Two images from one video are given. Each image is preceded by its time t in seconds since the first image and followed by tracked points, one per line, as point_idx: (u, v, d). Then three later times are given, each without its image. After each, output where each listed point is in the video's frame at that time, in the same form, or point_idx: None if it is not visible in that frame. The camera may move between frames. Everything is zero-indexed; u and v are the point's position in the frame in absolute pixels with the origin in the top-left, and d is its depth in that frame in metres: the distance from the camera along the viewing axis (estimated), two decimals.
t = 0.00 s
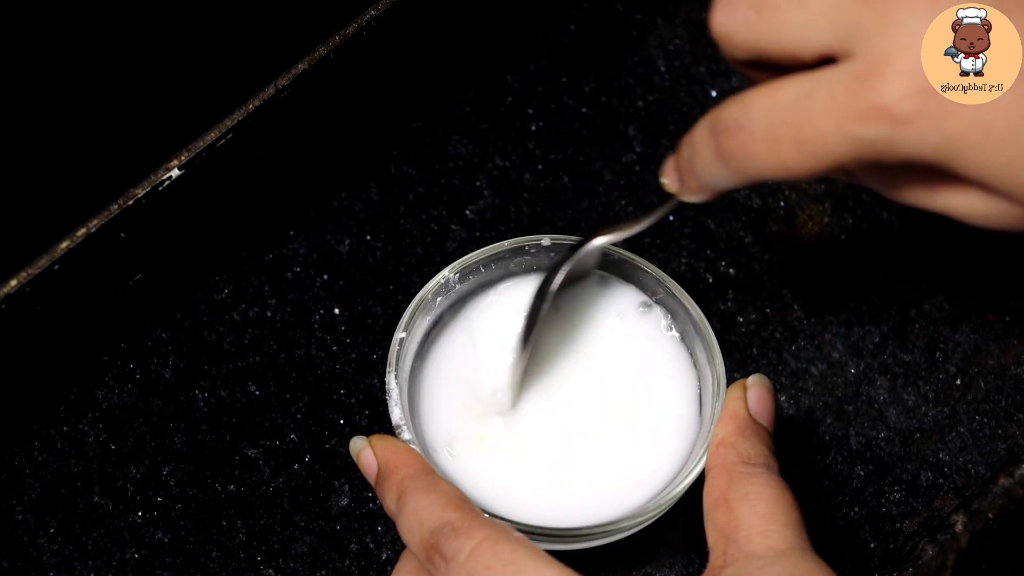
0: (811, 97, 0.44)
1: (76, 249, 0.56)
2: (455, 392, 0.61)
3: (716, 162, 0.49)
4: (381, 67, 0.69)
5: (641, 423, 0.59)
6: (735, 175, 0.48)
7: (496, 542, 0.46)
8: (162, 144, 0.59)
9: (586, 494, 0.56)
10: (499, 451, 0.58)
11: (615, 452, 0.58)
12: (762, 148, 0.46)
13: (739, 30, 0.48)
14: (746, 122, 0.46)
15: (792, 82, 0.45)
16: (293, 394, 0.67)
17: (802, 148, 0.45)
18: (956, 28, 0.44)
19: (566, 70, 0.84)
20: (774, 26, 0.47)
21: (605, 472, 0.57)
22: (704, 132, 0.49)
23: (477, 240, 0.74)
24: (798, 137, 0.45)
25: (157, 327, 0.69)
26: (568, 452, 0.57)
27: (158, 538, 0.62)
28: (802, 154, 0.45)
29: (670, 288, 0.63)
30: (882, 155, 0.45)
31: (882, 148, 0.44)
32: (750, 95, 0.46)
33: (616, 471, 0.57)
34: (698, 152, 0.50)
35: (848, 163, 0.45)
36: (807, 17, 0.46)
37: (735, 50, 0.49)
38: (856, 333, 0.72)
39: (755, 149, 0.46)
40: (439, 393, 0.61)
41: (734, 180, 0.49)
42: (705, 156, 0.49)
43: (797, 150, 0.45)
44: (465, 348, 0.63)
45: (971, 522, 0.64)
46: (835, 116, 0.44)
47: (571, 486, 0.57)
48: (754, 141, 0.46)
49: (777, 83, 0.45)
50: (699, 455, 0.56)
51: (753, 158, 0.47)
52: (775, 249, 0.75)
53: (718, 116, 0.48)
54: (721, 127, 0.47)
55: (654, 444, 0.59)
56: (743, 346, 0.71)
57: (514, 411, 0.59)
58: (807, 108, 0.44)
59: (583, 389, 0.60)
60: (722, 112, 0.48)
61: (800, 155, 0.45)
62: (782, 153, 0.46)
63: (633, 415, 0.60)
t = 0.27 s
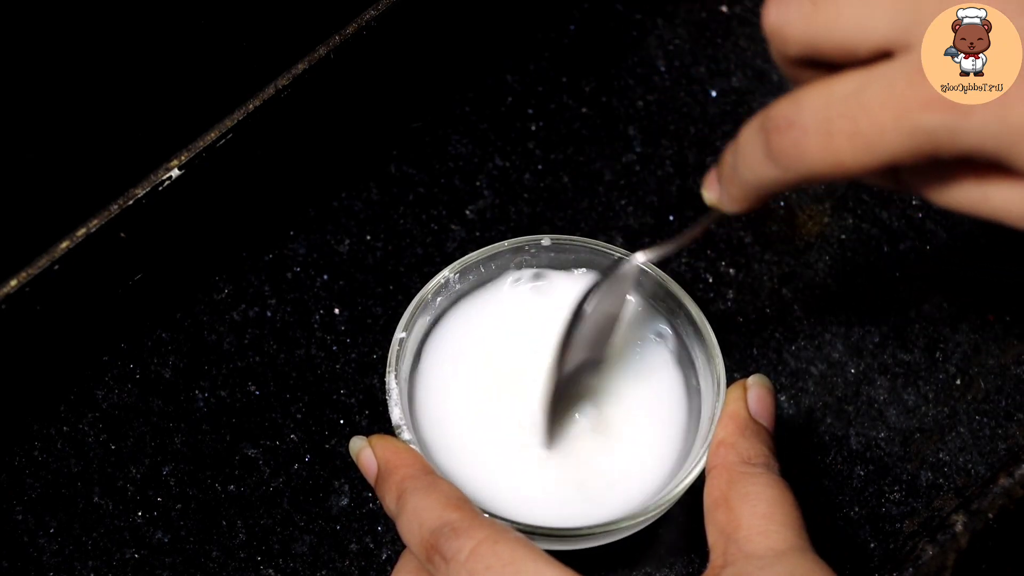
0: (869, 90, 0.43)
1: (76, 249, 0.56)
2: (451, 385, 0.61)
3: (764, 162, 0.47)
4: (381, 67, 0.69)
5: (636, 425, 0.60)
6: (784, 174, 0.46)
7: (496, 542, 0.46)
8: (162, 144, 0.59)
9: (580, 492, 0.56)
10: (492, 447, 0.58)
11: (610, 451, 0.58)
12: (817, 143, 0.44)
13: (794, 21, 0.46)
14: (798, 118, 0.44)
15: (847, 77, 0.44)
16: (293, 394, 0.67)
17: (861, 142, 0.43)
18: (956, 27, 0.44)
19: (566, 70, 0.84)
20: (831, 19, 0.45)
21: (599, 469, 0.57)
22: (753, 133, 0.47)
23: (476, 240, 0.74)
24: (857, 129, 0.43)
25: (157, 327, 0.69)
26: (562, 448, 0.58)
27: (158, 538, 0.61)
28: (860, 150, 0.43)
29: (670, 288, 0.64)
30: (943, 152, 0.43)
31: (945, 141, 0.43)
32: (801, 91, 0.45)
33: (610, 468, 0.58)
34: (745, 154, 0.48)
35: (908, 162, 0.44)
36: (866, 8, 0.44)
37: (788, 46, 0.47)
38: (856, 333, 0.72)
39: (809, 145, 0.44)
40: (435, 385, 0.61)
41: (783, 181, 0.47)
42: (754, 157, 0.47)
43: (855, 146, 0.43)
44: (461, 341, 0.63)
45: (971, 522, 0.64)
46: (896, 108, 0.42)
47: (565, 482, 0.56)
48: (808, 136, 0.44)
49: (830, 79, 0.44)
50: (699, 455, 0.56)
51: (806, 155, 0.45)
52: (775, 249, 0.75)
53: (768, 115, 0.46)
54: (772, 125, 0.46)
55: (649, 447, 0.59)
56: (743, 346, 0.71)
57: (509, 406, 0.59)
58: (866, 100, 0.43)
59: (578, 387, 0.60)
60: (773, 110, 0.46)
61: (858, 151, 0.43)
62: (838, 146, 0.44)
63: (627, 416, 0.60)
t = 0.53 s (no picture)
0: (792, 54, 0.46)
1: (76, 249, 0.56)
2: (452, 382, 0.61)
3: (688, 123, 0.51)
4: (381, 67, 0.69)
5: (638, 431, 0.59)
6: (706, 134, 0.50)
7: (496, 543, 0.46)
8: (162, 144, 0.59)
9: (569, 496, 0.56)
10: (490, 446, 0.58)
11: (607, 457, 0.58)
12: (739, 104, 0.48)
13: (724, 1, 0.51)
14: (722, 78, 0.48)
15: (771, 43, 0.47)
16: (293, 394, 0.67)
17: (780, 104, 0.46)
18: (956, 27, 0.45)
19: (566, 70, 0.84)
20: None
21: (593, 472, 0.57)
22: (679, 98, 0.51)
23: (477, 240, 0.74)
24: (777, 92, 0.46)
25: (157, 328, 0.69)
26: (557, 451, 0.58)
27: (158, 538, 0.62)
28: (780, 112, 0.46)
29: (671, 287, 0.63)
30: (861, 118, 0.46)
31: (861, 106, 0.45)
32: (728, 56, 0.49)
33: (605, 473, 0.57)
34: (673, 118, 0.52)
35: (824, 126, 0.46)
36: None
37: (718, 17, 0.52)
38: (856, 333, 0.72)
39: (733, 107, 0.48)
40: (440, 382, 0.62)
41: (704, 141, 0.51)
42: (678, 119, 0.51)
43: (775, 108, 0.47)
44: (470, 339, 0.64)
45: (971, 522, 0.64)
46: (816, 70, 0.45)
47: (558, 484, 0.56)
48: (730, 97, 0.48)
49: (758, 45, 0.47)
50: (700, 454, 0.56)
51: (729, 117, 0.48)
52: (776, 249, 0.75)
53: (694, 78, 0.50)
54: (698, 86, 0.49)
55: (648, 455, 0.58)
56: (743, 346, 0.71)
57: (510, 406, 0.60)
58: (790, 62, 0.46)
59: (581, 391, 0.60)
60: (700, 73, 0.50)
61: (779, 114, 0.47)
62: (760, 106, 0.47)
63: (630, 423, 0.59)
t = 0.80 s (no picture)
0: (836, 74, 0.44)
1: (76, 249, 0.56)
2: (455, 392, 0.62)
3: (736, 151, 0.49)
4: (381, 67, 0.69)
5: (630, 442, 0.58)
6: (754, 161, 0.48)
7: (496, 543, 0.46)
8: (163, 144, 0.59)
9: (546, 497, 0.56)
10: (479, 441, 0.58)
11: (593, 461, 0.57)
12: (783, 128, 0.46)
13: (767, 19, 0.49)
14: (768, 104, 0.46)
15: (816, 66, 0.45)
16: (292, 395, 0.67)
17: (827, 124, 0.44)
18: (956, 27, 0.44)
19: (566, 70, 0.84)
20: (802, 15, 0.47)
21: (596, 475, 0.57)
22: (728, 128, 0.50)
23: (477, 240, 0.74)
24: (822, 111, 0.44)
25: (157, 328, 0.69)
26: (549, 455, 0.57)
27: (158, 538, 0.62)
28: (824, 132, 0.44)
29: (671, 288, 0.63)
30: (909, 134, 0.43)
31: (907, 123, 0.43)
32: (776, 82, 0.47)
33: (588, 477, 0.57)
34: (722, 148, 0.51)
35: (873, 147, 0.44)
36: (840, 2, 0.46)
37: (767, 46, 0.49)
38: (856, 333, 0.72)
39: (776, 131, 0.46)
40: (444, 374, 0.63)
41: (753, 170, 0.49)
42: (727, 148, 0.50)
43: (822, 129, 0.44)
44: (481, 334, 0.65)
45: (970, 522, 0.64)
46: (858, 91, 0.43)
47: (548, 487, 0.56)
48: (774, 122, 0.46)
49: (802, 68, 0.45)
50: (700, 454, 0.56)
51: (774, 141, 0.46)
52: (776, 249, 0.75)
53: (741, 105, 0.49)
54: (744, 113, 0.48)
55: (636, 466, 0.58)
56: (743, 346, 0.71)
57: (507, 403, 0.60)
58: (834, 84, 0.44)
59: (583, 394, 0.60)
60: (747, 99, 0.48)
61: (824, 136, 0.44)
62: (805, 130, 0.45)
63: (624, 435, 0.59)
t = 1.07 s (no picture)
0: (902, 59, 0.43)
1: (77, 250, 0.56)
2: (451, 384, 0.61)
3: (799, 143, 0.47)
4: (381, 67, 0.69)
5: (621, 441, 0.59)
6: (818, 152, 0.47)
7: (496, 543, 0.46)
8: (162, 144, 0.59)
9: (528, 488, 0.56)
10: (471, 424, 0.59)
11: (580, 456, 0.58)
12: (852, 116, 0.44)
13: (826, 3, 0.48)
14: (832, 94, 0.45)
15: (878, 50, 0.44)
16: (293, 394, 0.67)
17: (894, 110, 0.43)
18: (957, 27, 0.45)
19: (566, 70, 0.84)
20: None
21: (592, 474, 0.57)
22: (789, 118, 0.48)
23: (476, 240, 0.74)
24: (889, 98, 0.43)
25: (157, 328, 0.69)
26: (546, 454, 0.57)
27: (158, 538, 0.62)
28: (893, 120, 0.43)
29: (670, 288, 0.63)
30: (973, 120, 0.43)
31: (975, 108, 0.42)
32: (838, 69, 0.45)
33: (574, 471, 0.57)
34: (783, 138, 0.49)
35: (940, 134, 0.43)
36: None
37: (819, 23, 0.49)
38: (856, 333, 0.72)
39: (844, 119, 0.45)
40: (443, 358, 0.63)
41: (818, 159, 0.47)
42: (790, 138, 0.48)
43: (889, 116, 0.43)
44: (488, 315, 0.65)
45: (970, 522, 0.64)
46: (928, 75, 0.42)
47: (545, 486, 0.57)
48: (842, 111, 0.45)
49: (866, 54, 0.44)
50: (699, 454, 0.56)
51: (841, 131, 0.45)
52: (776, 249, 0.75)
53: (804, 96, 0.47)
54: (807, 104, 0.47)
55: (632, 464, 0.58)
56: (743, 347, 0.71)
57: (505, 389, 0.60)
58: (897, 68, 0.43)
59: (583, 386, 0.60)
60: (810, 90, 0.47)
61: (893, 123, 0.43)
62: (873, 118, 0.44)
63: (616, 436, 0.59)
